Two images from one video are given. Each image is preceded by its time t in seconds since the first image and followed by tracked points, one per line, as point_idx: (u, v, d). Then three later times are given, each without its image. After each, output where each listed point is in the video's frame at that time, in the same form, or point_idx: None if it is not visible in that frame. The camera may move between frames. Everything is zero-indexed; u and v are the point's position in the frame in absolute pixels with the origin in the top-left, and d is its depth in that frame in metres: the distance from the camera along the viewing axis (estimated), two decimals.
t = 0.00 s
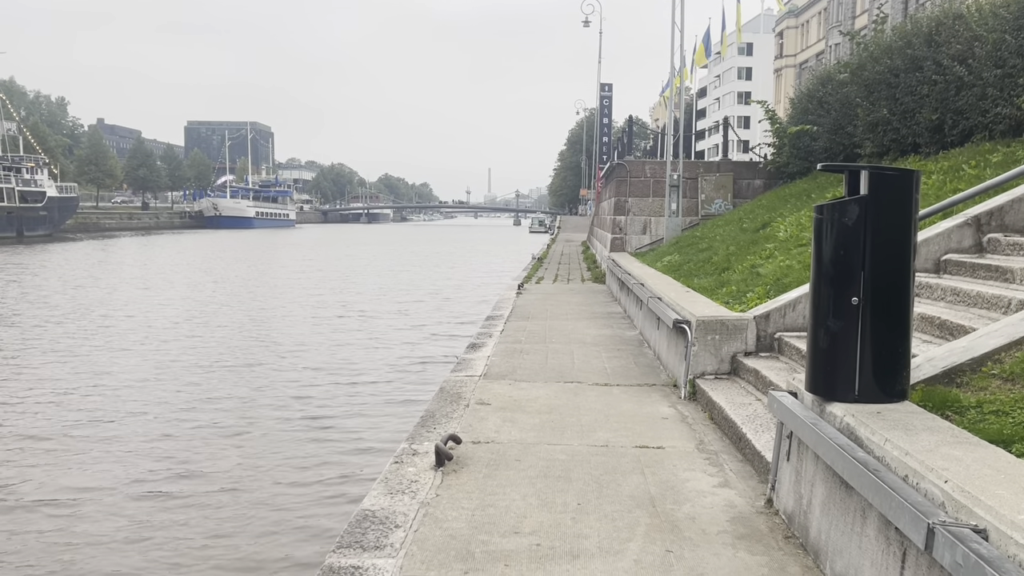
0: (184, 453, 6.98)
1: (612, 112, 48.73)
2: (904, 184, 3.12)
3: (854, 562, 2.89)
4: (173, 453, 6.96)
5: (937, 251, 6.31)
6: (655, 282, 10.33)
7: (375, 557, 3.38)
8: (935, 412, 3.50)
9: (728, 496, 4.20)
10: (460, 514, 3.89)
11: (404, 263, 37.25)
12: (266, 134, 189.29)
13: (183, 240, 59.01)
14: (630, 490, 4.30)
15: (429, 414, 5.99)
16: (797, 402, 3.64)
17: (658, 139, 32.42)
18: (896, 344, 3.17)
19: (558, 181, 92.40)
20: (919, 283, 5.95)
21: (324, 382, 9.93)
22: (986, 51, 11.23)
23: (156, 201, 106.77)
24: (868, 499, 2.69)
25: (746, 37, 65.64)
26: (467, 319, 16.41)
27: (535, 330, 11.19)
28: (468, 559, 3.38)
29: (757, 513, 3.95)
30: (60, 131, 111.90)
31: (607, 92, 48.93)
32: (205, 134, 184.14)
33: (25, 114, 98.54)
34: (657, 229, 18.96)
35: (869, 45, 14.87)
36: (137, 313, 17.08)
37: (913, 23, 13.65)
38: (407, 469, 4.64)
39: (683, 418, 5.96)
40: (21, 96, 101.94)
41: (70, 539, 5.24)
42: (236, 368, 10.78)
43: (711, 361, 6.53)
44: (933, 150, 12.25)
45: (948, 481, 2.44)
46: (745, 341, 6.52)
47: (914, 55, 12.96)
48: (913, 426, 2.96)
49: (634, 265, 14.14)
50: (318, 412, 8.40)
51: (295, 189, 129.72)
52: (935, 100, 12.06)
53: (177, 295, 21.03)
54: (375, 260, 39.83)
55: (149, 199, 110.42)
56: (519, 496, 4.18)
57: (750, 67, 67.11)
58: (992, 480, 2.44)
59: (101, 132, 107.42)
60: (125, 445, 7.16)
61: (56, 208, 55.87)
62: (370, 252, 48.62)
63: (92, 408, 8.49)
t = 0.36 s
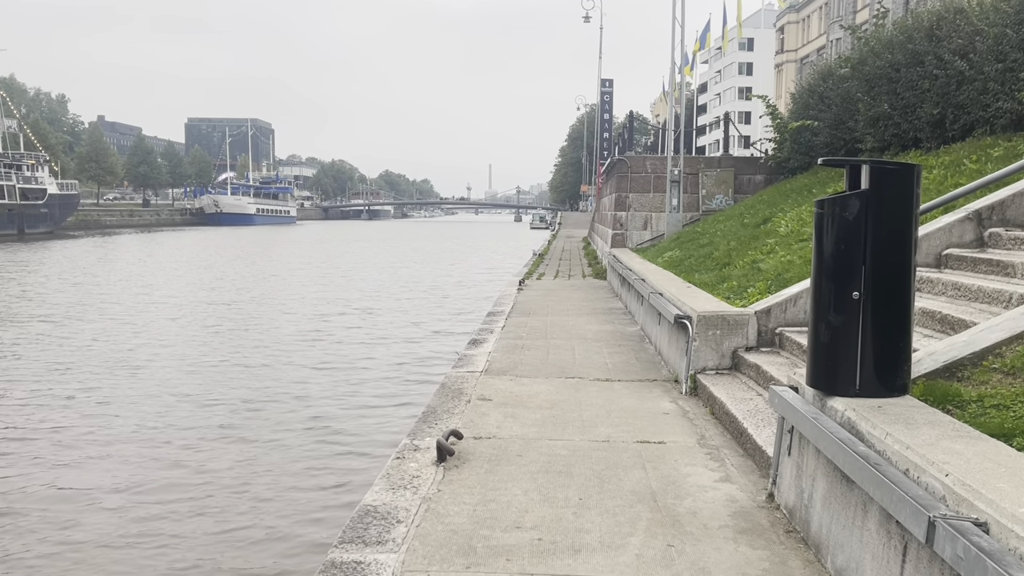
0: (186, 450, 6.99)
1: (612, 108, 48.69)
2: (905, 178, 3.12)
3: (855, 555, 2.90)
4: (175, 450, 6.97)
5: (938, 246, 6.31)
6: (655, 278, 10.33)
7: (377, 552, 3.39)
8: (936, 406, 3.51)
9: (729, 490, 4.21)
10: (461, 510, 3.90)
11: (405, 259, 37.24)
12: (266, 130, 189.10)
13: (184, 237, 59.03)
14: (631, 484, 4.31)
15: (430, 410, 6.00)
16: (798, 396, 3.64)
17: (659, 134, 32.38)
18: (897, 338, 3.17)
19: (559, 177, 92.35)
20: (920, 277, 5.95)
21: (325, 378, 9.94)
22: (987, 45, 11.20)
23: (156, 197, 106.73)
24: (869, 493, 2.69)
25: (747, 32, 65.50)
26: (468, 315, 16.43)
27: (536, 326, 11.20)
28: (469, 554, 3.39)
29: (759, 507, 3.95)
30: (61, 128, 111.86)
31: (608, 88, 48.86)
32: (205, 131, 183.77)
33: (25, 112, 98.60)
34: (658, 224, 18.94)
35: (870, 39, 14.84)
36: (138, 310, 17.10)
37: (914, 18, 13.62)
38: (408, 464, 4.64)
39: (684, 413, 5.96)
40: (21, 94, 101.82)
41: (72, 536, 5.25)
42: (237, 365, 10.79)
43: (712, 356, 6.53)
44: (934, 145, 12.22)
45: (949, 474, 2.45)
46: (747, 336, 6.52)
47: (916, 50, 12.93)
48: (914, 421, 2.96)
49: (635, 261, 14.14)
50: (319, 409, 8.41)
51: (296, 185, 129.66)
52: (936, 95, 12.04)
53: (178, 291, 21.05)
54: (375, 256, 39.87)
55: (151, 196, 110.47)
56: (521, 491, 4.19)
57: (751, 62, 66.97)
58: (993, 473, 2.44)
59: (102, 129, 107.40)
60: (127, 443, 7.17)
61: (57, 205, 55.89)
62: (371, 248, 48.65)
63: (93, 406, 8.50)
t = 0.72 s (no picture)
0: (189, 446, 7.00)
1: (612, 102, 48.62)
2: (907, 169, 3.11)
3: (857, 547, 2.91)
4: (178, 447, 6.98)
5: (939, 238, 6.31)
6: (656, 272, 10.33)
7: (381, 546, 3.40)
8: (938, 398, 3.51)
9: (731, 483, 4.22)
10: (464, 503, 3.91)
11: (405, 255, 37.27)
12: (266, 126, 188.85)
13: (184, 233, 59.06)
14: (633, 478, 4.32)
15: (432, 404, 6.01)
16: (800, 389, 3.65)
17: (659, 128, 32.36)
18: (899, 331, 3.17)
19: (559, 171, 92.31)
20: (921, 270, 5.95)
21: (327, 374, 9.95)
22: (987, 37, 11.18)
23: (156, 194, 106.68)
24: (872, 485, 2.69)
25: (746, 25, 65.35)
26: (469, 311, 16.44)
27: (537, 320, 11.21)
28: (473, 547, 3.40)
29: (761, 500, 3.96)
30: (60, 124, 111.69)
31: (608, 82, 48.78)
32: (205, 127, 183.53)
33: (24, 109, 98.40)
34: (659, 218, 18.93)
35: (871, 31, 14.81)
36: (139, 307, 17.12)
37: (915, 10, 13.58)
38: (410, 459, 4.65)
39: (686, 407, 5.97)
40: (20, 91, 101.67)
41: (75, 534, 5.25)
42: (239, 361, 10.80)
43: (714, 350, 6.53)
44: (935, 137, 12.20)
45: (952, 465, 2.45)
46: (748, 330, 6.52)
47: (916, 42, 12.90)
48: (916, 412, 2.97)
49: (636, 255, 14.13)
50: (321, 405, 8.41)
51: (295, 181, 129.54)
52: (937, 87, 12.00)
53: (179, 288, 21.08)
54: (376, 252, 39.88)
55: (150, 193, 110.37)
56: (523, 485, 4.19)
57: (751, 55, 66.78)
58: (995, 464, 2.44)
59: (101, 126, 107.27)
60: (129, 440, 7.18)
61: (57, 203, 55.82)
62: (371, 244, 48.65)
63: (95, 403, 8.50)
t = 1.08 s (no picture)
0: (191, 442, 7.00)
1: (610, 93, 48.48)
2: (910, 156, 3.09)
3: (861, 535, 2.90)
4: (179, 442, 6.98)
5: (940, 226, 6.29)
6: (656, 263, 10.32)
7: (383, 539, 3.39)
8: (941, 386, 3.50)
9: (734, 473, 4.21)
10: (467, 496, 3.90)
11: (404, 248, 37.27)
12: (264, 120, 188.43)
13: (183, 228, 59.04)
14: (636, 469, 4.31)
15: (434, 397, 6.00)
16: (802, 378, 3.64)
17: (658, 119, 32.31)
18: (902, 318, 3.15)
19: (558, 163, 92.17)
20: (923, 258, 5.93)
21: (327, 369, 9.94)
22: (988, 23, 11.14)
23: (155, 189, 106.56)
24: (875, 474, 2.68)
25: (745, 15, 65.10)
26: (469, 304, 16.44)
27: (537, 312, 11.20)
28: (476, 540, 3.39)
29: (764, 489, 3.95)
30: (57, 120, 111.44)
31: (607, 73, 48.63)
32: (203, 122, 183.21)
33: (22, 105, 98.16)
34: (659, 210, 18.84)
35: (871, 19, 14.74)
36: (139, 303, 17.11)
37: None
38: (412, 452, 4.64)
39: (687, 397, 5.97)
40: (17, 87, 101.40)
41: (78, 531, 5.25)
42: (239, 356, 10.79)
43: (715, 340, 6.51)
44: (935, 125, 12.16)
45: (956, 453, 2.44)
46: (749, 320, 6.51)
47: (916, 29, 12.84)
48: (920, 400, 2.95)
49: (636, 246, 14.10)
50: (322, 399, 8.40)
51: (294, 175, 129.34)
52: (937, 74, 11.95)
53: (179, 284, 21.07)
54: (376, 245, 39.86)
55: (149, 188, 110.20)
56: (526, 476, 4.18)
57: (750, 45, 66.52)
58: (1000, 451, 2.43)
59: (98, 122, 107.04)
60: (130, 436, 7.18)
61: (55, 199, 55.72)
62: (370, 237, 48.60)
63: (96, 399, 8.50)
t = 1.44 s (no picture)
0: (189, 438, 7.00)
1: (609, 83, 48.35)
2: (906, 143, 3.08)
3: (859, 525, 2.89)
4: (179, 438, 6.98)
5: (939, 213, 6.26)
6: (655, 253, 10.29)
7: (381, 532, 3.38)
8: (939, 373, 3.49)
9: (732, 463, 4.21)
10: (465, 488, 3.89)
11: (404, 242, 37.26)
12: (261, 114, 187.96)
13: (182, 224, 59.00)
14: (634, 460, 4.30)
15: (432, 390, 6.00)
16: (800, 367, 3.63)
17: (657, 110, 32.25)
18: (899, 306, 3.14)
19: (557, 154, 92.02)
20: (921, 246, 5.91)
21: (327, 363, 9.94)
22: (985, 9, 11.11)
23: (154, 184, 106.41)
24: (873, 462, 2.67)
25: (743, 3, 64.84)
26: (469, 297, 16.43)
27: (536, 304, 11.19)
28: (474, 533, 3.38)
29: (762, 479, 3.95)
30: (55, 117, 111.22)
31: (605, 63, 48.50)
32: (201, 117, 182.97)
33: (19, 101, 97.98)
34: (658, 200, 18.86)
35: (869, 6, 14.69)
36: (138, 299, 17.12)
37: None
38: (410, 445, 4.63)
39: (686, 387, 5.96)
40: (14, 83, 101.13)
41: (78, 527, 5.24)
42: (238, 351, 10.79)
43: (714, 330, 6.50)
44: (933, 112, 12.13)
45: (953, 441, 2.43)
46: (748, 309, 6.50)
47: (913, 16, 12.80)
48: (917, 388, 2.94)
49: (635, 236, 14.07)
50: (321, 394, 8.39)
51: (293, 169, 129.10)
52: (934, 61, 11.91)
53: (178, 279, 21.06)
54: (375, 239, 39.84)
55: (147, 184, 110.05)
56: (524, 468, 4.18)
57: (748, 34, 66.28)
58: (997, 439, 2.42)
59: (96, 117, 106.89)
60: (129, 432, 7.17)
61: (54, 196, 55.65)
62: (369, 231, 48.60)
63: (95, 396, 8.49)
